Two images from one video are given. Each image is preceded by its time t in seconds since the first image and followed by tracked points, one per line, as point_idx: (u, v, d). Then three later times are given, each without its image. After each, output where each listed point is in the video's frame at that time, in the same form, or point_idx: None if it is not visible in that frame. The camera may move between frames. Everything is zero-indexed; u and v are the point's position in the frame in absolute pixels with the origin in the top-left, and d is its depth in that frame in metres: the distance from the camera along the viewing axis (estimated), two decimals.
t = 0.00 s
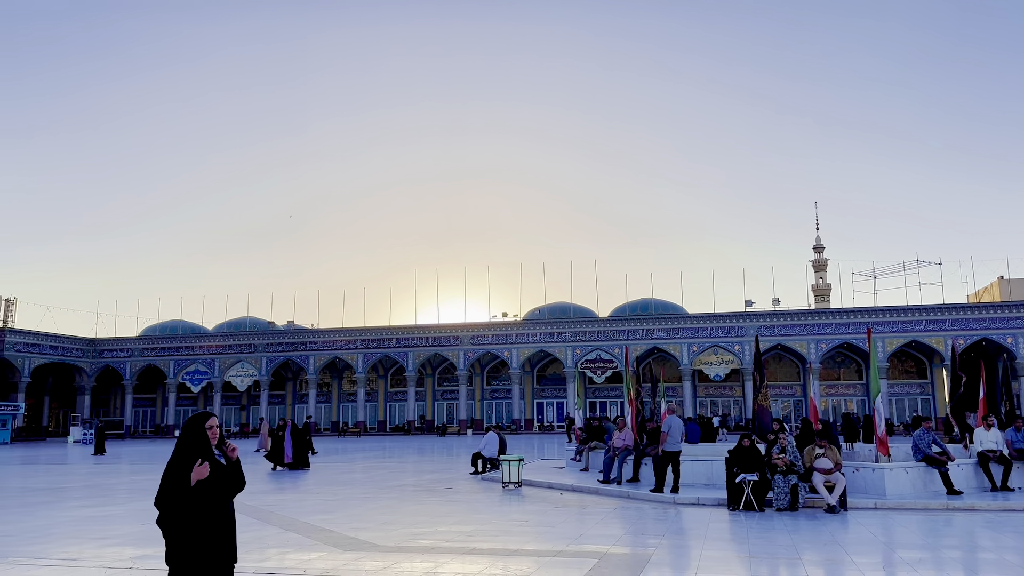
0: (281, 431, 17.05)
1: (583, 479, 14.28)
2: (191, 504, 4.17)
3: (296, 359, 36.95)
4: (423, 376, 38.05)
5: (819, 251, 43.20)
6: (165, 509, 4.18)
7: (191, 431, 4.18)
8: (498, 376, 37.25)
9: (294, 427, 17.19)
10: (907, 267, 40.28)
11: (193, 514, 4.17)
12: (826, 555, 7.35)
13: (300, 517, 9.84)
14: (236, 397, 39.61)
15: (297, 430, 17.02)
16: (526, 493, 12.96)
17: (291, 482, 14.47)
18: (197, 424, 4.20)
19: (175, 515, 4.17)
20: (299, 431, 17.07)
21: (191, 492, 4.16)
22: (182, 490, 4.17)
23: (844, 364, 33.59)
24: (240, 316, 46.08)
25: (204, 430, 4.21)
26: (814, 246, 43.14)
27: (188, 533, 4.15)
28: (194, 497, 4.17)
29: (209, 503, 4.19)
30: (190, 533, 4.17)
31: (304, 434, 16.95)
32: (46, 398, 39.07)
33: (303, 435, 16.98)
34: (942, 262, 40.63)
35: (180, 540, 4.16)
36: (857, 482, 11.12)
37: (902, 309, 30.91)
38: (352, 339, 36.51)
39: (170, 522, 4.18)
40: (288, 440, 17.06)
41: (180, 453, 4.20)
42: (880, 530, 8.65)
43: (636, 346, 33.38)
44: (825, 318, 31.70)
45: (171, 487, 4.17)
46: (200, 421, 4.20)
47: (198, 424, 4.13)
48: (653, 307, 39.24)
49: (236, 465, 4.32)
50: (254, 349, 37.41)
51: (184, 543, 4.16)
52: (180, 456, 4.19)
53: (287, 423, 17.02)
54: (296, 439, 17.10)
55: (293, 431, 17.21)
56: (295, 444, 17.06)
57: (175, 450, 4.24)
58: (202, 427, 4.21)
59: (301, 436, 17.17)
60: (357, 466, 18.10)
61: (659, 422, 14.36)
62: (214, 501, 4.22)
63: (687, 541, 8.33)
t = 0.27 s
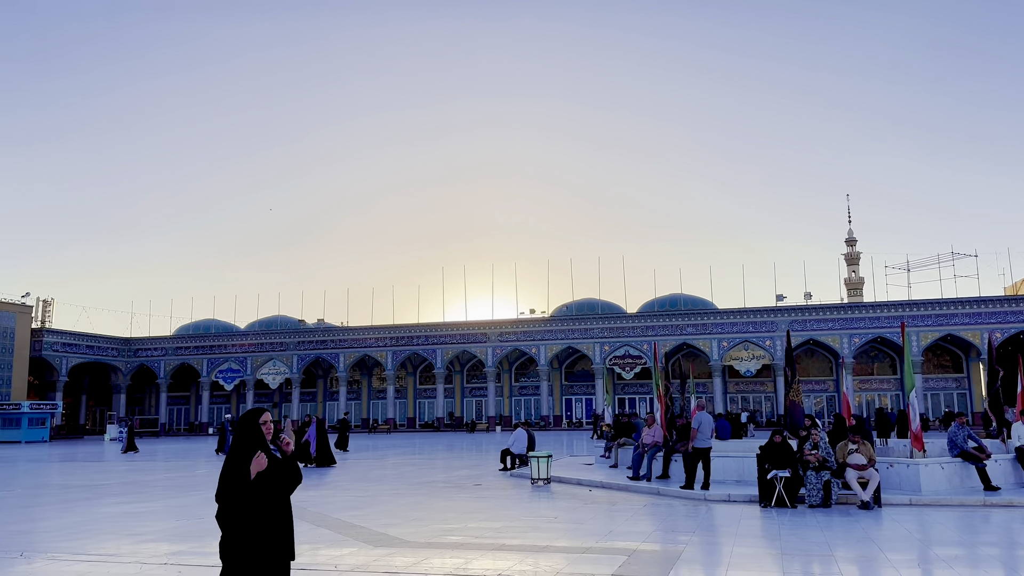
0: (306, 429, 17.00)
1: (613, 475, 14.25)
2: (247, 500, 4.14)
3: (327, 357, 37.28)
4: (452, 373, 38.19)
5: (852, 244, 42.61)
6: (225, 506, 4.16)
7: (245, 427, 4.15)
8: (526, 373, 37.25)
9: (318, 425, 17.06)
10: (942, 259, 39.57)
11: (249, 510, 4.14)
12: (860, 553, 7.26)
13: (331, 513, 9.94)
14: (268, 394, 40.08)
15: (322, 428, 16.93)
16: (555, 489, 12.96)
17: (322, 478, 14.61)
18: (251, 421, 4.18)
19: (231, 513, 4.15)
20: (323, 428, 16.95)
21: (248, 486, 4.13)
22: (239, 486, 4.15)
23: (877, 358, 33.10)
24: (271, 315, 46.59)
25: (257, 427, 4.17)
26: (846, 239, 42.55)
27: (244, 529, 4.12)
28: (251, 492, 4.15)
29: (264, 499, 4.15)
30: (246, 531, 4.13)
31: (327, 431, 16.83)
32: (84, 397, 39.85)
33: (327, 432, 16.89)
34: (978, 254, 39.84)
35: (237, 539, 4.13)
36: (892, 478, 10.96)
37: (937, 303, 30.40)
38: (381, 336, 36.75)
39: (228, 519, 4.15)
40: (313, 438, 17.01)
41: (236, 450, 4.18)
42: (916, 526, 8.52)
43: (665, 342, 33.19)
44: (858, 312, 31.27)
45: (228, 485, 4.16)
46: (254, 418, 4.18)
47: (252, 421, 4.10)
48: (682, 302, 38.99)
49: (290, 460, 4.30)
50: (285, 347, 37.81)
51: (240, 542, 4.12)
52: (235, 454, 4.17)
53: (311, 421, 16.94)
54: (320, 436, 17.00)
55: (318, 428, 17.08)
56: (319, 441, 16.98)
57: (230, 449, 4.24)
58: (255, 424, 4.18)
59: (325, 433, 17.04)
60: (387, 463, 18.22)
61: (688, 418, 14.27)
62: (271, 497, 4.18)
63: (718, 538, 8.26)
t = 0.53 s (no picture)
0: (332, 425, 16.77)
1: (644, 471, 14.18)
2: (303, 497, 3.88)
3: (358, 354, 37.60)
4: (482, 369, 38.30)
5: (887, 236, 41.92)
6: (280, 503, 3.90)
7: (301, 421, 3.90)
8: (556, 368, 37.22)
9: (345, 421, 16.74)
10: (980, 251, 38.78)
11: (304, 509, 3.87)
12: (897, 549, 7.15)
13: (363, 508, 10.03)
14: (301, 391, 40.54)
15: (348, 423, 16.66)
16: (586, 486, 12.93)
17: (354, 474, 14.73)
18: (307, 415, 3.92)
19: (286, 511, 3.89)
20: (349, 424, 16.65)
21: (303, 483, 3.87)
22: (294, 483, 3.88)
23: (914, 352, 32.54)
24: (303, 313, 47.08)
25: (314, 422, 3.91)
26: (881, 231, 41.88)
27: (299, 529, 3.84)
28: (307, 489, 3.88)
29: (320, 496, 3.89)
30: (299, 532, 3.86)
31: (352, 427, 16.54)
32: (122, 394, 40.62)
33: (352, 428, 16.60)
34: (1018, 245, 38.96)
35: (290, 540, 3.85)
36: (929, 473, 10.77)
37: (975, 295, 29.79)
38: (412, 333, 36.96)
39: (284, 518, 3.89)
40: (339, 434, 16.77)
41: (291, 443, 3.92)
42: (954, 522, 8.36)
43: (696, 337, 32.95)
44: (894, 305, 30.75)
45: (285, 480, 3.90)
46: (309, 413, 3.93)
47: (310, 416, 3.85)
48: (713, 297, 38.67)
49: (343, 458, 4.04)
50: (318, 344, 38.20)
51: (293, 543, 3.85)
52: (290, 448, 3.91)
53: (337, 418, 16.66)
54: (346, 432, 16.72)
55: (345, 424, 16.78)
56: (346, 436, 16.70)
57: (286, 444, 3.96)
58: (311, 419, 3.92)
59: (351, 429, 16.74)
60: (419, 459, 18.32)
61: (720, 414, 14.13)
62: (325, 494, 3.93)
63: (751, 534, 8.19)
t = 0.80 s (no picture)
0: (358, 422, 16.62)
1: (677, 467, 14.10)
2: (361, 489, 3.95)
3: (390, 350, 37.87)
4: (513, 365, 38.35)
5: (925, 228, 41.15)
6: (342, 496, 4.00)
7: (358, 416, 3.97)
8: (587, 364, 37.14)
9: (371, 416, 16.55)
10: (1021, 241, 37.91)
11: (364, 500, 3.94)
12: (936, 545, 7.03)
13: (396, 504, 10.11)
14: (334, 387, 40.95)
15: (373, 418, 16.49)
16: (618, 481, 12.90)
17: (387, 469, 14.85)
18: (364, 410, 3.99)
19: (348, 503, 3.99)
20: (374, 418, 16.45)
21: (362, 475, 3.94)
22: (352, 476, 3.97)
23: (953, 345, 31.93)
24: (336, 310, 47.52)
25: (370, 417, 3.98)
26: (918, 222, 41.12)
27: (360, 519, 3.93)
28: (366, 481, 3.95)
29: (378, 487, 3.94)
30: (361, 523, 3.94)
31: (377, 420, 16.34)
32: (160, 392, 41.37)
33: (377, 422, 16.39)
34: None
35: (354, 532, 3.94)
36: (969, 469, 10.56)
37: (1017, 287, 29.14)
38: (443, 330, 37.12)
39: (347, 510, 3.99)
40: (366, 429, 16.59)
41: (350, 434, 4.01)
42: (996, 519, 8.20)
43: (729, 331, 32.65)
44: (932, 298, 30.19)
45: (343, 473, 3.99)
46: (367, 408, 3.99)
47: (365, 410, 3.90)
48: (746, 291, 38.30)
49: (402, 451, 4.08)
50: (351, 341, 38.54)
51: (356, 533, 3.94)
52: (349, 439, 4.00)
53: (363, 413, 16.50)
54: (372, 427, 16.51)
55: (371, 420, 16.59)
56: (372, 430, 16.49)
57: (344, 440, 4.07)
58: (368, 415, 3.98)
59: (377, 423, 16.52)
60: (451, 454, 18.42)
61: (754, 409, 14.01)
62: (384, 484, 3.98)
63: (786, 530, 8.11)
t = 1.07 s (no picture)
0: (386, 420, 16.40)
1: (712, 463, 13.99)
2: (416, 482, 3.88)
3: (423, 347, 38.08)
4: (545, 361, 38.34)
5: (965, 219, 40.28)
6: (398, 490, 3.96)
7: (413, 406, 3.92)
8: (620, 360, 37.00)
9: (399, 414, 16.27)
10: None
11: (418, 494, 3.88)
12: (979, 543, 6.88)
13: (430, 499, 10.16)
14: (368, 384, 41.30)
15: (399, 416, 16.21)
16: (652, 478, 12.82)
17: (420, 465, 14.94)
18: (421, 401, 3.91)
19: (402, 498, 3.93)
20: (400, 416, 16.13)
21: (417, 469, 3.88)
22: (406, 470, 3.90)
23: (995, 339, 31.24)
24: (369, 307, 47.88)
25: (424, 409, 3.89)
26: (959, 213, 40.26)
27: (414, 513, 3.86)
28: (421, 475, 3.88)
29: (434, 481, 3.87)
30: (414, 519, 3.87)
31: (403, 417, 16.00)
32: (198, 389, 42.06)
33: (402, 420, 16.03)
34: None
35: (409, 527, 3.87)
36: (1012, 465, 10.33)
37: None
38: (475, 326, 37.22)
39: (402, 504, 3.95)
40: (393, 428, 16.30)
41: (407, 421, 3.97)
42: None
43: (764, 326, 32.29)
44: (973, 290, 29.55)
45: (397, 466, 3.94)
46: (424, 401, 3.90)
47: (418, 404, 3.81)
48: (781, 285, 37.84)
49: (462, 444, 4.00)
50: (384, 338, 38.81)
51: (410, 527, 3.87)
52: (403, 427, 3.96)
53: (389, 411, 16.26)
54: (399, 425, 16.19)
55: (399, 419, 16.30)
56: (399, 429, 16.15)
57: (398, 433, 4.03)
58: (422, 407, 3.91)
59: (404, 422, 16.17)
60: (484, 450, 18.48)
61: (790, 405, 13.82)
62: (442, 478, 3.91)
63: (823, 527, 8.01)
